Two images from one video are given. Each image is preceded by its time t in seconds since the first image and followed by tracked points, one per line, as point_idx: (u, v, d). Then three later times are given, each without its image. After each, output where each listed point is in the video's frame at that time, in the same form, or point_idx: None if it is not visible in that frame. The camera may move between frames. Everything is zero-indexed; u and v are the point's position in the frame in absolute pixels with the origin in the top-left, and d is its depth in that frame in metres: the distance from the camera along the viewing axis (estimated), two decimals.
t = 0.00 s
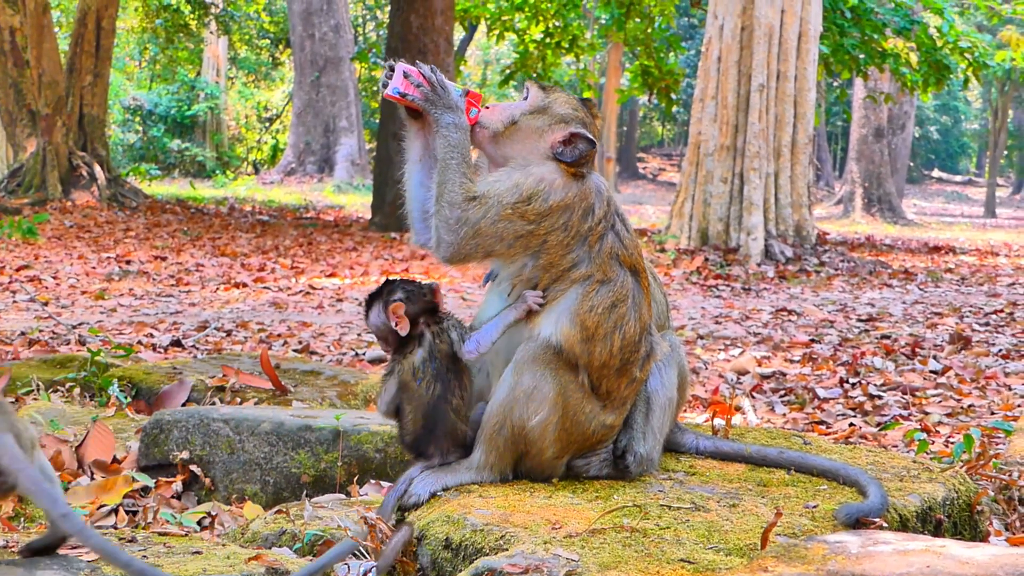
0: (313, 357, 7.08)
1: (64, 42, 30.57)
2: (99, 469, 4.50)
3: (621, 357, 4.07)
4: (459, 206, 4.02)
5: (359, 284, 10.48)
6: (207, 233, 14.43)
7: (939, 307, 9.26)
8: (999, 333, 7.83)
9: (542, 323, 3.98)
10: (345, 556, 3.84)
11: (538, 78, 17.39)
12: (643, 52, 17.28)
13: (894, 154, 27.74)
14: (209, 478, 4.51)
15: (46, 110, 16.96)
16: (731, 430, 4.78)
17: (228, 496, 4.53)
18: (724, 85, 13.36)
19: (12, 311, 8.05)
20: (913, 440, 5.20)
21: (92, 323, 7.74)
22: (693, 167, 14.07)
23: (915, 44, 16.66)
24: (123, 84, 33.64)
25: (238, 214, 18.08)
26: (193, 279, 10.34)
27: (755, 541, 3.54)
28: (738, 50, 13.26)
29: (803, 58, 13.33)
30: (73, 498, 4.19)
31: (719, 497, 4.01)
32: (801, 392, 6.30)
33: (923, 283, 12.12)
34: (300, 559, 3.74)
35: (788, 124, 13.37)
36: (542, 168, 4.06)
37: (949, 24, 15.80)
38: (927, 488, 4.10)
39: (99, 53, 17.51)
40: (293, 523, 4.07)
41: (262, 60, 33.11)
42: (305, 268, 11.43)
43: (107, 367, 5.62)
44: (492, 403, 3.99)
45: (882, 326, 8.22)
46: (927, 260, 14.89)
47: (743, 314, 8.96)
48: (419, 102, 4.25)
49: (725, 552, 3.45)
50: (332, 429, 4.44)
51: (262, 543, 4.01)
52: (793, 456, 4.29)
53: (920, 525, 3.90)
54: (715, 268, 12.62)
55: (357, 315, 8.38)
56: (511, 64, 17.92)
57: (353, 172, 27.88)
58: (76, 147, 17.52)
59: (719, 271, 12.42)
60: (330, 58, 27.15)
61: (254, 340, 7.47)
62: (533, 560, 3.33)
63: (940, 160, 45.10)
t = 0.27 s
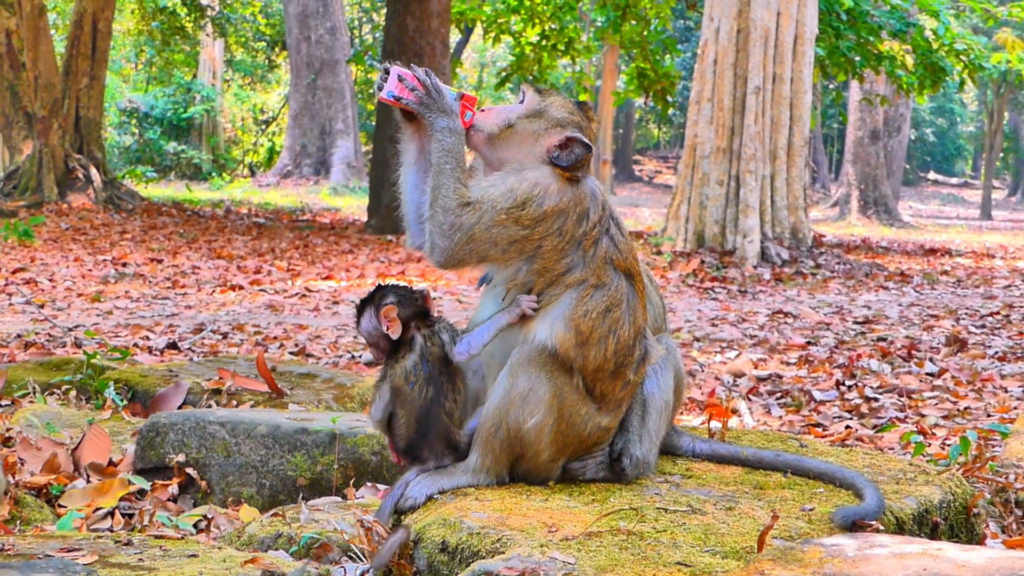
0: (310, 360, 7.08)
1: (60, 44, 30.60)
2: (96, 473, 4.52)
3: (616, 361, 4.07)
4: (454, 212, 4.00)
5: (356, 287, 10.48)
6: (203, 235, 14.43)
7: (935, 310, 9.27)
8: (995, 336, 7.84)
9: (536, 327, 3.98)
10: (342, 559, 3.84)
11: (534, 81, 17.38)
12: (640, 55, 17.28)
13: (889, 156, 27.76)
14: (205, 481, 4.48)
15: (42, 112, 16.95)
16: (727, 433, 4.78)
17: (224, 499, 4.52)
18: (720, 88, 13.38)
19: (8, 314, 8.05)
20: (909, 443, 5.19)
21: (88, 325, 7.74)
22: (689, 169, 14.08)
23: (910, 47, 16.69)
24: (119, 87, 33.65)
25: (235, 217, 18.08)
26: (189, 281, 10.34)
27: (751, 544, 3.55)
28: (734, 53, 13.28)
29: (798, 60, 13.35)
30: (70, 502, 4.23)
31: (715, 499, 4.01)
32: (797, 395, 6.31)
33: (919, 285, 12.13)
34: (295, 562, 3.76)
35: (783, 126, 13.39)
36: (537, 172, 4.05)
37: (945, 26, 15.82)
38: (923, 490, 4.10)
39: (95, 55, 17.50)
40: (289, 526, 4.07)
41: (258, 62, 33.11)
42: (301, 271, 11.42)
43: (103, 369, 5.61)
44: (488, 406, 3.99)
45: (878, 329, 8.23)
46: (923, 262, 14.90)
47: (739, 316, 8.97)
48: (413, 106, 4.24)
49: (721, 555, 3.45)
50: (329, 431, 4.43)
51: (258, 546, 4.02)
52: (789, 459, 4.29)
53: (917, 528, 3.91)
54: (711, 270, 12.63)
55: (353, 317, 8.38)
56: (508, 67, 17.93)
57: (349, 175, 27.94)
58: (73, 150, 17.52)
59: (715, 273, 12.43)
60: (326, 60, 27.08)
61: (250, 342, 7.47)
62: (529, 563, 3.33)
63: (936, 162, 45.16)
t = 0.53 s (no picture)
0: (306, 364, 7.08)
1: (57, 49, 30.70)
2: (93, 477, 4.50)
3: (611, 363, 4.07)
4: (447, 218, 4.00)
5: (353, 291, 10.47)
6: (200, 239, 14.43)
7: (932, 313, 9.26)
8: (992, 339, 7.84)
9: (531, 332, 3.98)
10: (339, 563, 3.84)
11: (530, 84, 17.37)
12: (635, 58, 17.28)
13: (886, 160, 27.77)
14: (202, 485, 4.48)
15: (39, 117, 17.00)
16: (724, 436, 4.78)
17: (221, 503, 4.50)
18: (716, 92, 13.37)
19: (4, 319, 8.05)
20: (905, 446, 5.19)
21: (85, 330, 7.74)
22: (686, 173, 14.10)
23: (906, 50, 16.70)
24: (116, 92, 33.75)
25: (231, 221, 18.07)
26: (186, 286, 10.34)
27: (748, 547, 3.55)
28: (730, 57, 13.28)
29: (795, 64, 13.36)
30: (67, 506, 4.23)
31: (712, 503, 4.01)
32: (794, 398, 6.30)
33: (916, 289, 12.12)
34: (292, 566, 3.75)
35: (780, 130, 13.42)
36: (531, 176, 4.06)
37: (941, 30, 15.83)
38: (919, 493, 4.10)
39: (91, 60, 17.55)
40: (286, 529, 4.07)
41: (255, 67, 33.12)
42: (297, 275, 11.42)
43: (99, 374, 5.62)
44: (484, 410, 4.00)
45: (875, 332, 8.22)
46: (921, 266, 14.89)
47: (736, 320, 8.96)
48: (405, 112, 4.23)
49: (718, 558, 3.45)
50: (325, 436, 4.38)
51: (255, 550, 4.01)
52: (785, 462, 4.29)
53: (913, 531, 3.91)
54: (708, 274, 12.63)
55: (350, 321, 8.38)
56: (503, 71, 17.94)
57: (346, 179, 27.71)
58: (69, 154, 17.54)
59: (712, 277, 12.42)
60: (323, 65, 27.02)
61: (247, 347, 7.46)
62: (526, 567, 3.34)
63: (933, 165, 45.17)
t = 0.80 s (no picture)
0: (304, 367, 7.08)
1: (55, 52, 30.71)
2: (93, 479, 4.49)
3: (610, 365, 4.07)
4: (446, 219, 3.99)
5: (351, 293, 10.47)
6: (198, 242, 14.44)
7: (929, 314, 9.27)
8: (990, 340, 7.84)
9: (530, 334, 3.98)
10: (337, 564, 3.86)
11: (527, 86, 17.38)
12: (633, 60, 17.30)
13: (884, 161, 27.79)
14: (201, 487, 4.45)
15: (36, 120, 17.00)
16: (723, 437, 4.77)
17: (220, 505, 4.47)
18: (714, 93, 13.38)
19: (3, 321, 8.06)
20: (904, 447, 5.19)
21: (83, 332, 7.74)
22: (684, 175, 14.11)
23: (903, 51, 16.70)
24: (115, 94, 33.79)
25: (228, 223, 18.08)
26: (184, 288, 10.34)
27: (747, 548, 3.55)
28: (728, 58, 13.28)
29: (792, 65, 13.37)
30: (66, 508, 4.23)
31: (711, 504, 4.01)
32: (792, 400, 6.30)
33: (915, 290, 12.12)
34: (291, 568, 3.78)
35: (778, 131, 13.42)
36: (529, 178, 4.06)
37: (938, 31, 15.84)
38: (919, 494, 4.10)
39: (89, 62, 17.56)
40: (284, 531, 4.08)
41: (253, 69, 33.10)
42: (295, 277, 11.42)
43: (97, 376, 5.61)
44: (483, 411, 4.00)
45: (873, 333, 8.22)
46: (918, 267, 14.90)
47: (734, 321, 8.96)
48: (404, 114, 4.23)
49: (717, 558, 3.46)
50: (324, 438, 4.36)
51: (254, 552, 4.02)
52: (784, 463, 4.28)
53: (912, 532, 3.91)
54: (707, 275, 12.63)
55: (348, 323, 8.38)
56: (501, 73, 17.96)
57: (344, 181, 27.80)
58: (67, 157, 17.55)
59: (711, 278, 12.42)
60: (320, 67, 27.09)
61: (245, 349, 7.46)
62: (525, 568, 3.34)
63: (931, 167, 45.22)
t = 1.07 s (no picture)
0: (306, 364, 7.08)
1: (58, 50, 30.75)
2: (94, 476, 4.49)
3: (611, 363, 4.07)
4: (447, 220, 3.99)
5: (353, 291, 10.48)
6: (200, 240, 14.45)
7: (932, 314, 9.26)
8: (992, 340, 7.83)
9: (530, 334, 3.98)
10: (339, 562, 3.90)
11: (530, 85, 17.37)
12: (635, 59, 17.29)
13: (886, 161, 27.76)
14: (202, 485, 4.42)
15: (39, 117, 17.00)
16: (725, 436, 4.77)
17: (221, 502, 4.45)
18: (717, 92, 13.38)
19: (5, 319, 8.06)
20: (906, 447, 5.18)
21: (85, 329, 7.75)
22: (686, 174, 14.11)
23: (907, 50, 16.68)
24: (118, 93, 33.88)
25: (231, 221, 18.09)
26: (186, 286, 10.35)
27: (749, 547, 3.55)
28: (730, 57, 13.28)
29: (795, 64, 13.36)
30: (68, 505, 4.22)
31: (713, 502, 4.01)
32: (794, 399, 6.30)
33: (917, 289, 12.11)
34: (293, 565, 3.83)
35: (780, 131, 13.40)
36: (529, 178, 4.05)
37: (941, 30, 15.82)
38: (921, 494, 4.09)
39: (92, 60, 17.58)
40: (286, 529, 4.11)
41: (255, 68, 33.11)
42: (297, 275, 11.42)
43: (100, 373, 5.62)
44: (485, 411, 4.01)
45: (875, 333, 8.21)
46: (921, 266, 14.89)
47: (736, 321, 8.96)
48: (403, 114, 4.21)
49: (719, 557, 3.46)
50: (326, 435, 4.34)
51: (255, 549, 4.05)
52: (786, 462, 4.28)
53: (914, 531, 3.90)
54: (709, 274, 12.63)
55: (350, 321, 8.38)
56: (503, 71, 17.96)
57: (346, 179, 27.84)
58: (70, 155, 17.57)
59: (713, 277, 12.42)
60: (323, 65, 27.10)
61: (247, 346, 7.47)
62: (527, 566, 3.34)
63: (934, 166, 45.17)
